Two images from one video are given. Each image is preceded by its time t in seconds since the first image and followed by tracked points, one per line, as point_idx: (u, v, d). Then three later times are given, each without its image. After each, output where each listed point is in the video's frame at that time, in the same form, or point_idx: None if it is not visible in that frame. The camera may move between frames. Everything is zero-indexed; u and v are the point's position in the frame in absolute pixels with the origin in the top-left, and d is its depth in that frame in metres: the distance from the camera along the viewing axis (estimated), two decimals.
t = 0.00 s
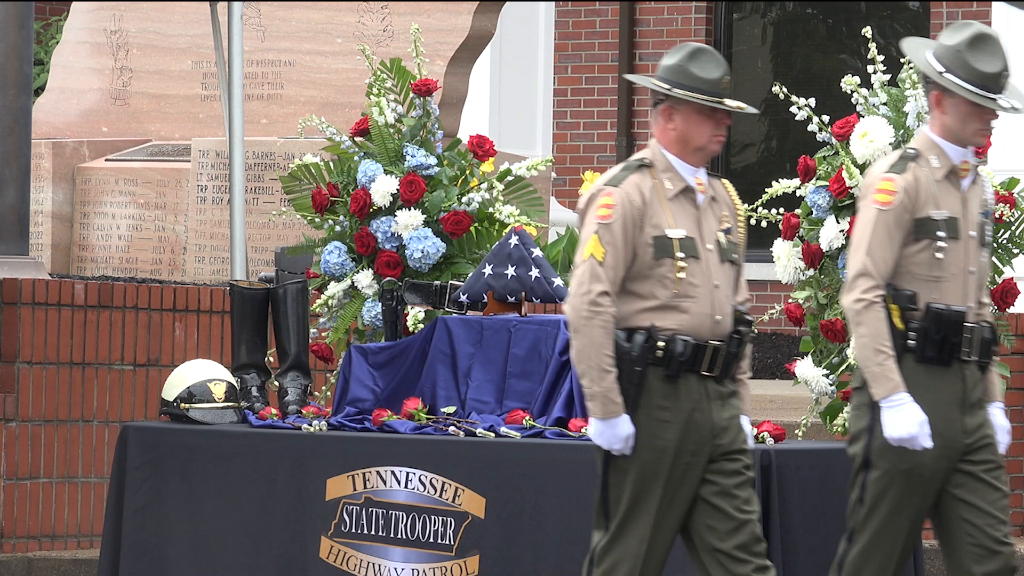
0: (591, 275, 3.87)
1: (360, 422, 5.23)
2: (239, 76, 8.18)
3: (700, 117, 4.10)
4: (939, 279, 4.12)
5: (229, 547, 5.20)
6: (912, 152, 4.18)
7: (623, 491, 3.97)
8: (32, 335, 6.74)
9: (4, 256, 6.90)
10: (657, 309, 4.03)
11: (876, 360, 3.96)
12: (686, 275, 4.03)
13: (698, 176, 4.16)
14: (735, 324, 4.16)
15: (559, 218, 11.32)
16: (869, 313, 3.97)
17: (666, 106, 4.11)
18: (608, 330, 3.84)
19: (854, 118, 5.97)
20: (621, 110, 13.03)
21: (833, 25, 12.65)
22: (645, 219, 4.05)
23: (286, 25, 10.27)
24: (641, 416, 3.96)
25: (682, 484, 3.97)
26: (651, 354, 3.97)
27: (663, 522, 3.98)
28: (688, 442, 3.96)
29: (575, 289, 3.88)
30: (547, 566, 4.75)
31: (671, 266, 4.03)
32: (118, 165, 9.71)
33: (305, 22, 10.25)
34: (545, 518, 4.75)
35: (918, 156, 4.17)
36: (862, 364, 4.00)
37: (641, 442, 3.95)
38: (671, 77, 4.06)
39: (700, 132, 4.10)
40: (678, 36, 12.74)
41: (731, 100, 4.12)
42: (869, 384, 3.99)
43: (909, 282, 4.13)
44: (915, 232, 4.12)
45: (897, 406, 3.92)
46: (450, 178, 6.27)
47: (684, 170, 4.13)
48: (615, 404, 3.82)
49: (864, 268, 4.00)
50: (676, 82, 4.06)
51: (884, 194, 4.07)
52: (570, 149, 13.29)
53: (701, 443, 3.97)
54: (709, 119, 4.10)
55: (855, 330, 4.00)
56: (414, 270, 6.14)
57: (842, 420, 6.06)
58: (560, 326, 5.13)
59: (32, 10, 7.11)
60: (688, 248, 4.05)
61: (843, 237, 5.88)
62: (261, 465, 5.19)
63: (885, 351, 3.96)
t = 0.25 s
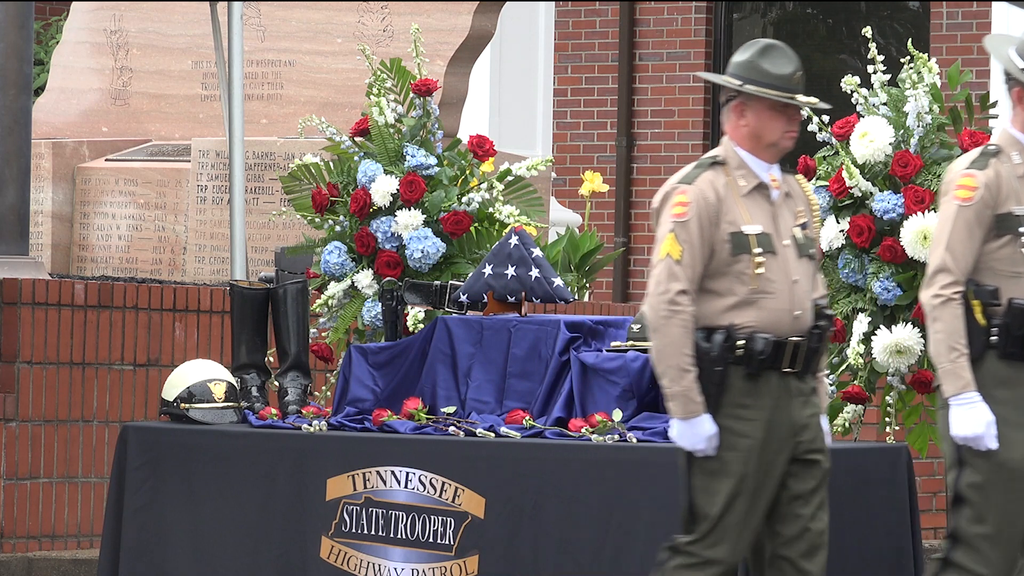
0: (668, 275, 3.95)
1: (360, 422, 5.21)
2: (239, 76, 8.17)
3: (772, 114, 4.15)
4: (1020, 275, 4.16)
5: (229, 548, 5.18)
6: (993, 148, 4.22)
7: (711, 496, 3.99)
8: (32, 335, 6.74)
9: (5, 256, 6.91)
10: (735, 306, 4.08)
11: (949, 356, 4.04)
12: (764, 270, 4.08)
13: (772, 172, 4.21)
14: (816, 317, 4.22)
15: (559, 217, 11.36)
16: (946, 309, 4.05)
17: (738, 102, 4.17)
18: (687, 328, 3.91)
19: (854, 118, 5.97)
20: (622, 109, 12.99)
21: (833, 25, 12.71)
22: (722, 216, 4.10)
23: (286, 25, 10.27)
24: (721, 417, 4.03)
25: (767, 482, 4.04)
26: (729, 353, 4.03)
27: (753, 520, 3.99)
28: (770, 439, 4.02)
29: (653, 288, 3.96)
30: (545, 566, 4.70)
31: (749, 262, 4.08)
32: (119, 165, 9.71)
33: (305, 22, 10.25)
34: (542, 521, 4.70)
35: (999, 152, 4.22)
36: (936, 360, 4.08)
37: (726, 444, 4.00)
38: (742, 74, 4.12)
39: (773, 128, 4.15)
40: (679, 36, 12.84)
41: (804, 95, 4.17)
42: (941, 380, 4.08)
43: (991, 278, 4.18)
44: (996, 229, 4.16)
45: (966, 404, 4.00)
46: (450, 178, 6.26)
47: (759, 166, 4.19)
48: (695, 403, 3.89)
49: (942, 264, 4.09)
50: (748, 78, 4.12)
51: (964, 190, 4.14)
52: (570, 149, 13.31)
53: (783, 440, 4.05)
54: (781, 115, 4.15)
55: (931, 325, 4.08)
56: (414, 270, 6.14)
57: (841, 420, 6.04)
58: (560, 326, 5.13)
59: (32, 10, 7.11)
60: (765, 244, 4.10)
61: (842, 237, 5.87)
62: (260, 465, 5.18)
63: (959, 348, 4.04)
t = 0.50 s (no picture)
0: (735, 270, 3.94)
1: (360, 422, 5.17)
2: (239, 76, 8.16)
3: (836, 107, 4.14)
4: None
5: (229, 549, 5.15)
6: None
7: (813, 487, 3.95)
8: (32, 335, 6.74)
9: (4, 256, 6.90)
10: (801, 300, 4.08)
11: (1004, 352, 4.16)
12: (829, 265, 4.08)
13: (835, 166, 4.21)
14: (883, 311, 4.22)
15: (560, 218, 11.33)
16: (1001, 305, 4.17)
17: (802, 96, 4.17)
18: (756, 322, 3.90)
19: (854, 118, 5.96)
20: (622, 110, 12.99)
21: (834, 25, 12.76)
22: (786, 210, 4.10)
23: (286, 25, 10.27)
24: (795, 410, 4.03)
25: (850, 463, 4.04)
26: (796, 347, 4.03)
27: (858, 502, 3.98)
28: (848, 424, 4.04)
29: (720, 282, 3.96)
30: (543, 565, 4.60)
31: (814, 256, 4.07)
32: (119, 165, 9.71)
33: (305, 22, 10.25)
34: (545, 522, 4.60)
35: None
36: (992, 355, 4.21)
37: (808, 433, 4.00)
38: (806, 67, 4.12)
39: (836, 122, 4.14)
40: (679, 37, 12.86)
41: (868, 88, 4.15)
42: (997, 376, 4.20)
43: None
44: None
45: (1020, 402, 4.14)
46: (450, 178, 6.26)
47: (822, 160, 4.18)
48: (769, 395, 3.87)
49: (998, 260, 4.21)
50: (811, 72, 4.11)
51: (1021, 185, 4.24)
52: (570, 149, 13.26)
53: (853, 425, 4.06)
54: (845, 108, 4.14)
55: (987, 320, 4.21)
56: (414, 270, 6.14)
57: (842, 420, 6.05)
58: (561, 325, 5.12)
59: (32, 10, 7.11)
60: (829, 238, 4.10)
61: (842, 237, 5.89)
62: (259, 465, 5.14)
63: (1013, 344, 4.16)
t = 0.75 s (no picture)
0: (792, 278, 3.89)
1: (360, 422, 5.15)
2: (239, 76, 8.16)
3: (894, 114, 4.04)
4: None
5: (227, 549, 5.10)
6: None
7: (861, 504, 3.89)
8: (32, 335, 6.74)
9: (4, 256, 6.90)
10: (858, 310, 3.99)
11: None
12: (887, 274, 3.99)
13: (893, 174, 4.12)
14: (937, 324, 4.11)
15: (560, 218, 11.33)
16: None
17: (859, 103, 4.07)
18: (813, 331, 3.85)
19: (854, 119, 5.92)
20: (621, 110, 13.15)
21: (833, 26, 13.07)
22: (843, 218, 4.02)
23: (286, 25, 10.27)
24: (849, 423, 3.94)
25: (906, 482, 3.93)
26: (852, 358, 3.94)
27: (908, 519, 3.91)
28: (904, 439, 3.93)
29: (776, 292, 3.90)
30: (544, 566, 4.56)
31: (871, 265, 3.99)
32: (119, 165, 9.72)
33: (305, 22, 10.25)
34: (546, 522, 4.57)
35: None
36: None
37: (859, 447, 3.90)
38: (863, 74, 4.02)
39: (894, 130, 4.04)
40: (679, 36, 13.06)
41: (927, 96, 4.06)
42: None
43: None
44: None
45: None
46: (450, 178, 6.26)
47: (880, 168, 4.09)
48: (824, 406, 3.82)
49: None
50: (870, 78, 4.02)
51: None
52: (570, 149, 13.38)
53: (911, 440, 3.95)
54: (904, 115, 4.04)
55: None
56: (414, 270, 6.14)
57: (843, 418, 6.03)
58: (560, 326, 5.12)
59: (32, 10, 7.11)
60: (888, 247, 4.01)
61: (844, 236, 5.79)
62: (259, 465, 5.09)
63: None
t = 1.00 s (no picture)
0: (845, 282, 3.87)
1: (360, 422, 5.15)
2: (238, 76, 8.15)
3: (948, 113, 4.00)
4: None
5: (228, 549, 5.10)
6: None
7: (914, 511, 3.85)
8: (32, 335, 6.74)
9: (4, 256, 6.90)
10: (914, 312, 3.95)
11: None
12: (943, 276, 3.94)
13: (949, 175, 4.06)
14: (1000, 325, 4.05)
15: (560, 219, 11.32)
16: None
17: (913, 103, 4.03)
18: (866, 334, 3.82)
19: (855, 118, 5.80)
20: (621, 109, 13.28)
21: (834, 26, 13.14)
22: (898, 219, 3.98)
23: (286, 25, 10.27)
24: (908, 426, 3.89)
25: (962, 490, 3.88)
26: (911, 360, 3.90)
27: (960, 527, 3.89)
28: (962, 444, 3.88)
29: (830, 294, 3.88)
30: (544, 566, 4.56)
31: (926, 267, 3.95)
32: (119, 165, 9.72)
33: (305, 22, 10.25)
34: (545, 522, 4.56)
35: None
36: None
37: (915, 452, 3.86)
38: (915, 74, 3.98)
39: (948, 129, 4.00)
40: (679, 36, 13.19)
41: (982, 94, 4.01)
42: None
43: None
44: None
45: None
46: (450, 178, 6.26)
47: (936, 169, 4.04)
48: (880, 410, 3.78)
49: None
50: (922, 78, 3.97)
51: None
52: (570, 149, 13.56)
53: (970, 445, 3.89)
54: (958, 115, 3.99)
55: None
56: (414, 270, 6.14)
57: (842, 421, 5.94)
58: (561, 326, 5.12)
59: (31, 9, 7.11)
60: (944, 248, 3.96)
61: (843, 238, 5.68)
62: (259, 465, 5.08)
63: None
